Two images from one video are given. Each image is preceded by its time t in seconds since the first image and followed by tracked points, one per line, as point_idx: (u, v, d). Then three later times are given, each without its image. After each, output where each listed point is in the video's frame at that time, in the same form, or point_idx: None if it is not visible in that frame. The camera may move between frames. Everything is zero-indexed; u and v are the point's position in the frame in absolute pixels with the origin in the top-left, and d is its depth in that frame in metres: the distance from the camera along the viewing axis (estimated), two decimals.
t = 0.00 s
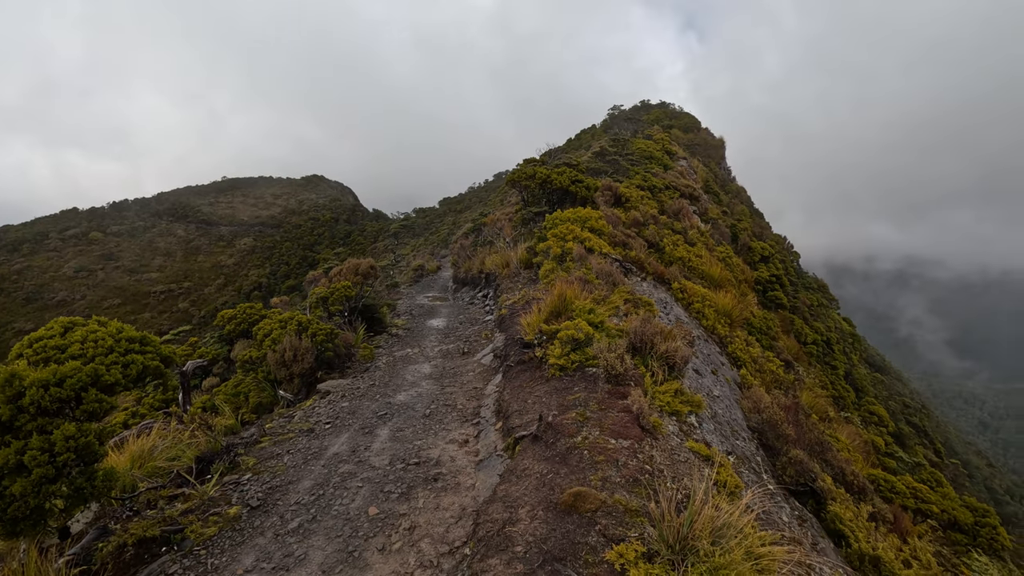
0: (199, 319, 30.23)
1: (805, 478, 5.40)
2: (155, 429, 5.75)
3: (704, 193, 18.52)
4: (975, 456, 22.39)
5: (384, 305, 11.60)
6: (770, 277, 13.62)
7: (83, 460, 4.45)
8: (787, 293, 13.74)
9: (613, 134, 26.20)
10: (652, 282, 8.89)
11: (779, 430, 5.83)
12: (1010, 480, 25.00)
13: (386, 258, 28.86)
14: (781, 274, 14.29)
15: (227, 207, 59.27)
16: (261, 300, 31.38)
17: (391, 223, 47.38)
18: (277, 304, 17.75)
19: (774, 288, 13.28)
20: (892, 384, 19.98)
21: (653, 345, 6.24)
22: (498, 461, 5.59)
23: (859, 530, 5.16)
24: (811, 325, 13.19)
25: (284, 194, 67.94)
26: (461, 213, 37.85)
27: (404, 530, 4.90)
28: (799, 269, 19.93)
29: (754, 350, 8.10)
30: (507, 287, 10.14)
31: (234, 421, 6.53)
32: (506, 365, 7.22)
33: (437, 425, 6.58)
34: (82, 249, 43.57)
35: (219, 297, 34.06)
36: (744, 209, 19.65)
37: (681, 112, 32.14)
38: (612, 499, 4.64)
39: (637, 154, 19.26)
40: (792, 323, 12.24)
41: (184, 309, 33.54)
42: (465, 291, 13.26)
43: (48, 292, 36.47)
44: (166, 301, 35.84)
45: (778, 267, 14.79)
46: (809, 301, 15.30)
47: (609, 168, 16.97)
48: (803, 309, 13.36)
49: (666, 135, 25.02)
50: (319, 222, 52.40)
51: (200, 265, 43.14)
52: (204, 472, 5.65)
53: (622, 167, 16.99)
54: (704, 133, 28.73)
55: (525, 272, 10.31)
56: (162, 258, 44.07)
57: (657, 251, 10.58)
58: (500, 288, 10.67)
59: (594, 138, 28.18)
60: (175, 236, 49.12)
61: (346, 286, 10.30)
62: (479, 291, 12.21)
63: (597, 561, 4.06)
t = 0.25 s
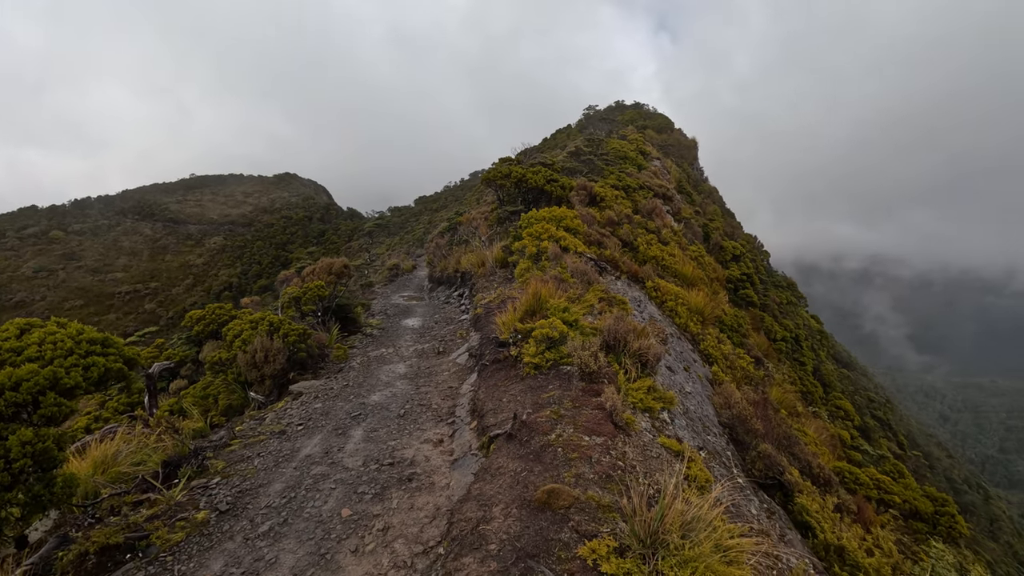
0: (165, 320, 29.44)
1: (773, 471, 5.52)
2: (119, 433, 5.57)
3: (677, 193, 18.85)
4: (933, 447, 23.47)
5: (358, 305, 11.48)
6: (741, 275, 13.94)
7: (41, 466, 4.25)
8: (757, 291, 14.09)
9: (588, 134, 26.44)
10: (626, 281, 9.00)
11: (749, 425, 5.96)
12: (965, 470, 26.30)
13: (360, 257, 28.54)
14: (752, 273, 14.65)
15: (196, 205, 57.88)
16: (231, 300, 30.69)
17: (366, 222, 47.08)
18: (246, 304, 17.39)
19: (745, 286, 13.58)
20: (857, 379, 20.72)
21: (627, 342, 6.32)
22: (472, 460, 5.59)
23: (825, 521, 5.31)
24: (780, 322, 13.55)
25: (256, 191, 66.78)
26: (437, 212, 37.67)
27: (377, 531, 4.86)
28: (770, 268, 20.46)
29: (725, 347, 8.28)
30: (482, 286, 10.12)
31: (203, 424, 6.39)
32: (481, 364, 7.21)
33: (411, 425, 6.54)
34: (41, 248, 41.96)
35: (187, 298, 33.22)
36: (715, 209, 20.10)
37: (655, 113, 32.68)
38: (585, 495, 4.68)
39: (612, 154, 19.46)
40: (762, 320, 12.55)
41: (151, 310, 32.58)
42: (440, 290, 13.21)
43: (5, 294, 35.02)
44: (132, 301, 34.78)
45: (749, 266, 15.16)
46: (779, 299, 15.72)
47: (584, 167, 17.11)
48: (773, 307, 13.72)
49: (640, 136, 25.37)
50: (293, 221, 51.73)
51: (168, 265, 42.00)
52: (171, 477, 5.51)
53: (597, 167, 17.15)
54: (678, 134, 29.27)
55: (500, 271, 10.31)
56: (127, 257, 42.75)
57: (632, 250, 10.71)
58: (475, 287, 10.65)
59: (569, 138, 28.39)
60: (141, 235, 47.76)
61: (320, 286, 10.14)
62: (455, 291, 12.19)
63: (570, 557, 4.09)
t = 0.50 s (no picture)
0: (125, 322, 28.42)
1: (738, 465, 5.66)
2: (73, 439, 5.34)
3: (646, 193, 19.20)
4: (887, 436, 24.73)
5: (327, 305, 11.30)
6: (708, 274, 14.29)
7: None
8: (724, 289, 14.48)
9: (559, 133, 26.65)
10: (597, 279, 9.10)
11: (714, 419, 6.10)
12: (916, 457, 27.79)
13: (329, 256, 28.09)
14: (719, 271, 15.05)
15: (157, 203, 56.02)
16: (194, 301, 29.83)
17: (336, 220, 46.57)
18: (209, 304, 16.90)
19: (712, 284, 13.93)
20: (818, 373, 21.58)
21: (596, 340, 6.38)
22: (443, 459, 5.57)
23: (787, 512, 5.45)
24: (746, 319, 13.95)
25: (221, 189, 65.18)
26: (408, 210, 37.39)
27: (345, 533, 4.81)
28: (737, 266, 21.04)
29: (693, 344, 8.48)
30: (453, 284, 10.08)
31: (164, 428, 6.20)
32: (452, 363, 7.19)
33: (381, 426, 6.49)
34: None
35: (149, 298, 32.13)
36: (683, 209, 20.58)
37: (625, 114, 33.23)
38: (554, 492, 4.71)
39: (583, 153, 19.63)
40: (729, 317, 12.90)
41: (109, 311, 31.36)
42: (412, 289, 13.13)
43: None
44: (89, 302, 33.43)
45: (716, 264, 15.56)
46: (744, 297, 16.21)
47: (555, 167, 17.22)
48: (739, 305, 14.12)
49: (610, 136, 25.72)
50: (260, 219, 50.73)
51: (128, 264, 40.52)
52: (130, 483, 5.33)
53: (568, 166, 17.27)
54: (647, 134, 29.83)
55: (472, 269, 10.28)
56: (84, 257, 41.04)
57: (602, 249, 10.86)
58: (447, 285, 10.61)
59: (540, 137, 28.53)
60: (98, 233, 45.94)
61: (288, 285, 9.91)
62: (426, 289, 12.13)
63: (539, 553, 4.12)
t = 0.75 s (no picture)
0: (88, 323, 27.53)
1: (708, 459, 5.77)
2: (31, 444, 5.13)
3: (620, 191, 19.48)
4: (850, 427, 25.78)
5: (299, 304, 11.14)
6: (681, 272, 14.58)
7: None
8: (696, 286, 14.81)
9: (535, 131, 26.77)
10: (572, 277, 9.17)
11: (685, 415, 6.22)
12: (877, 446, 29.05)
13: (303, 255, 27.71)
14: (691, 269, 15.38)
15: (122, 200, 54.23)
16: (161, 300, 29.05)
17: (309, 218, 46.06)
18: (176, 304, 16.47)
19: (685, 281, 14.20)
20: (787, 367, 22.29)
21: (570, 337, 6.42)
22: (417, 458, 5.55)
23: (756, 504, 5.57)
24: (718, 316, 14.28)
25: (189, 186, 63.60)
26: (383, 208, 37.07)
27: (318, 535, 4.75)
28: (709, 263, 21.51)
29: (666, 341, 8.64)
30: (428, 283, 10.02)
31: (129, 432, 6.03)
32: (426, 362, 7.14)
33: (354, 426, 6.42)
34: None
35: (113, 298, 31.14)
36: (657, 207, 20.99)
37: (600, 113, 33.64)
38: (528, 489, 4.73)
39: (558, 151, 19.74)
40: (701, 314, 13.19)
41: (71, 312, 30.25)
42: (387, 288, 13.04)
43: None
44: (50, 303, 32.22)
45: (688, 262, 15.91)
46: (716, 294, 16.59)
47: (530, 165, 17.26)
48: (711, 302, 14.46)
49: (586, 134, 25.95)
50: (230, 217, 49.75)
51: (90, 263, 39.14)
52: (92, 488, 5.16)
53: (543, 164, 17.34)
54: (621, 134, 30.25)
55: (447, 268, 10.25)
56: (43, 256, 39.46)
57: (577, 247, 10.95)
58: (421, 284, 10.53)
59: (516, 135, 28.60)
60: (58, 231, 44.22)
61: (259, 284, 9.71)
62: (401, 288, 12.05)
63: (512, 550, 4.14)
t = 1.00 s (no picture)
0: (46, 324, 26.46)
1: (680, 453, 5.86)
2: None
3: (595, 189, 19.72)
4: (815, 419, 26.80)
5: (271, 303, 10.94)
6: (655, 269, 14.84)
7: None
8: (669, 283, 15.10)
9: (510, 129, 26.85)
10: (547, 275, 9.22)
11: (657, 410, 6.33)
12: (841, 438, 30.29)
13: (274, 253, 27.21)
14: (665, 267, 15.69)
15: (83, 195, 52.13)
16: (127, 300, 28.19)
17: (281, 216, 45.29)
18: (142, 304, 15.98)
19: (658, 279, 14.45)
20: (757, 362, 22.99)
21: (544, 335, 6.46)
22: (390, 457, 5.52)
23: (725, 496, 5.69)
24: (691, 313, 14.59)
25: (155, 182, 61.68)
26: (357, 205, 36.66)
27: (288, 537, 4.69)
28: (683, 261, 21.95)
29: (640, 338, 8.78)
30: (403, 281, 9.95)
31: (92, 436, 5.84)
32: (400, 361, 7.10)
33: (327, 425, 6.36)
34: None
35: (75, 297, 30.00)
36: (631, 206, 21.37)
37: (576, 112, 33.99)
38: (501, 486, 4.75)
39: (533, 149, 19.85)
40: (675, 312, 13.42)
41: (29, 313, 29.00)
42: (361, 286, 12.93)
43: None
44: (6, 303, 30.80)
45: (662, 260, 16.23)
46: (689, 291, 16.96)
47: (505, 162, 17.29)
48: (684, 299, 14.75)
49: (561, 133, 26.13)
50: (199, 214, 48.49)
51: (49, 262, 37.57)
52: (52, 494, 4.99)
53: (518, 162, 17.39)
54: (596, 133, 30.64)
55: (422, 266, 10.19)
56: None
57: (553, 245, 11.03)
58: (396, 282, 10.45)
59: (492, 133, 28.61)
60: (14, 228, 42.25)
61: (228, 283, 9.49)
62: (376, 286, 11.94)
63: (485, 547, 4.15)
